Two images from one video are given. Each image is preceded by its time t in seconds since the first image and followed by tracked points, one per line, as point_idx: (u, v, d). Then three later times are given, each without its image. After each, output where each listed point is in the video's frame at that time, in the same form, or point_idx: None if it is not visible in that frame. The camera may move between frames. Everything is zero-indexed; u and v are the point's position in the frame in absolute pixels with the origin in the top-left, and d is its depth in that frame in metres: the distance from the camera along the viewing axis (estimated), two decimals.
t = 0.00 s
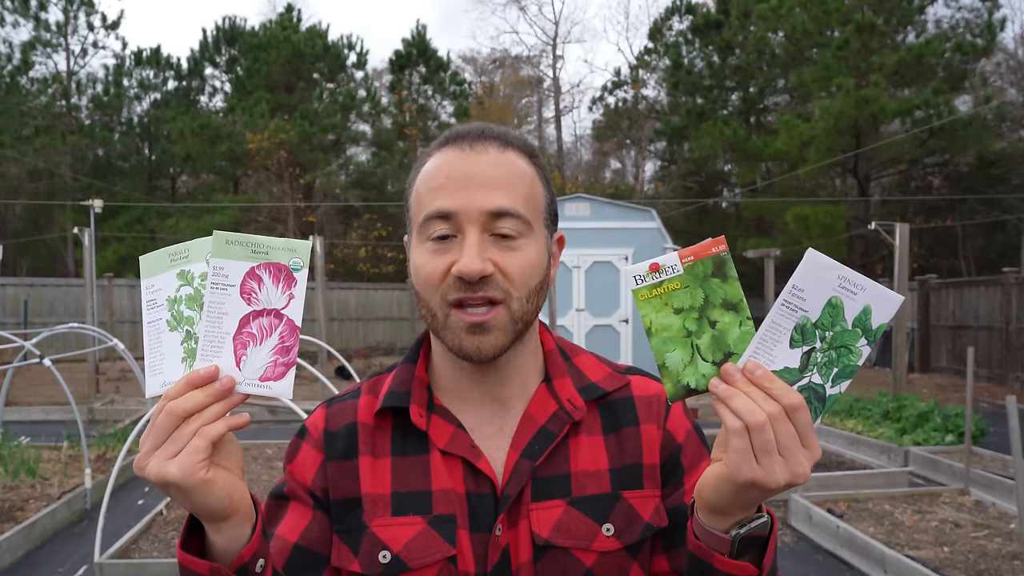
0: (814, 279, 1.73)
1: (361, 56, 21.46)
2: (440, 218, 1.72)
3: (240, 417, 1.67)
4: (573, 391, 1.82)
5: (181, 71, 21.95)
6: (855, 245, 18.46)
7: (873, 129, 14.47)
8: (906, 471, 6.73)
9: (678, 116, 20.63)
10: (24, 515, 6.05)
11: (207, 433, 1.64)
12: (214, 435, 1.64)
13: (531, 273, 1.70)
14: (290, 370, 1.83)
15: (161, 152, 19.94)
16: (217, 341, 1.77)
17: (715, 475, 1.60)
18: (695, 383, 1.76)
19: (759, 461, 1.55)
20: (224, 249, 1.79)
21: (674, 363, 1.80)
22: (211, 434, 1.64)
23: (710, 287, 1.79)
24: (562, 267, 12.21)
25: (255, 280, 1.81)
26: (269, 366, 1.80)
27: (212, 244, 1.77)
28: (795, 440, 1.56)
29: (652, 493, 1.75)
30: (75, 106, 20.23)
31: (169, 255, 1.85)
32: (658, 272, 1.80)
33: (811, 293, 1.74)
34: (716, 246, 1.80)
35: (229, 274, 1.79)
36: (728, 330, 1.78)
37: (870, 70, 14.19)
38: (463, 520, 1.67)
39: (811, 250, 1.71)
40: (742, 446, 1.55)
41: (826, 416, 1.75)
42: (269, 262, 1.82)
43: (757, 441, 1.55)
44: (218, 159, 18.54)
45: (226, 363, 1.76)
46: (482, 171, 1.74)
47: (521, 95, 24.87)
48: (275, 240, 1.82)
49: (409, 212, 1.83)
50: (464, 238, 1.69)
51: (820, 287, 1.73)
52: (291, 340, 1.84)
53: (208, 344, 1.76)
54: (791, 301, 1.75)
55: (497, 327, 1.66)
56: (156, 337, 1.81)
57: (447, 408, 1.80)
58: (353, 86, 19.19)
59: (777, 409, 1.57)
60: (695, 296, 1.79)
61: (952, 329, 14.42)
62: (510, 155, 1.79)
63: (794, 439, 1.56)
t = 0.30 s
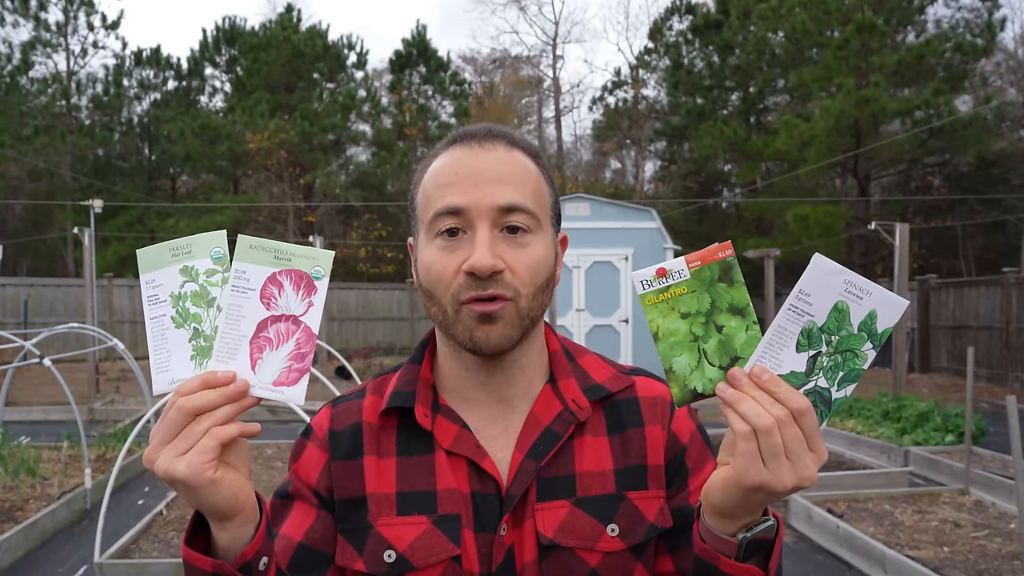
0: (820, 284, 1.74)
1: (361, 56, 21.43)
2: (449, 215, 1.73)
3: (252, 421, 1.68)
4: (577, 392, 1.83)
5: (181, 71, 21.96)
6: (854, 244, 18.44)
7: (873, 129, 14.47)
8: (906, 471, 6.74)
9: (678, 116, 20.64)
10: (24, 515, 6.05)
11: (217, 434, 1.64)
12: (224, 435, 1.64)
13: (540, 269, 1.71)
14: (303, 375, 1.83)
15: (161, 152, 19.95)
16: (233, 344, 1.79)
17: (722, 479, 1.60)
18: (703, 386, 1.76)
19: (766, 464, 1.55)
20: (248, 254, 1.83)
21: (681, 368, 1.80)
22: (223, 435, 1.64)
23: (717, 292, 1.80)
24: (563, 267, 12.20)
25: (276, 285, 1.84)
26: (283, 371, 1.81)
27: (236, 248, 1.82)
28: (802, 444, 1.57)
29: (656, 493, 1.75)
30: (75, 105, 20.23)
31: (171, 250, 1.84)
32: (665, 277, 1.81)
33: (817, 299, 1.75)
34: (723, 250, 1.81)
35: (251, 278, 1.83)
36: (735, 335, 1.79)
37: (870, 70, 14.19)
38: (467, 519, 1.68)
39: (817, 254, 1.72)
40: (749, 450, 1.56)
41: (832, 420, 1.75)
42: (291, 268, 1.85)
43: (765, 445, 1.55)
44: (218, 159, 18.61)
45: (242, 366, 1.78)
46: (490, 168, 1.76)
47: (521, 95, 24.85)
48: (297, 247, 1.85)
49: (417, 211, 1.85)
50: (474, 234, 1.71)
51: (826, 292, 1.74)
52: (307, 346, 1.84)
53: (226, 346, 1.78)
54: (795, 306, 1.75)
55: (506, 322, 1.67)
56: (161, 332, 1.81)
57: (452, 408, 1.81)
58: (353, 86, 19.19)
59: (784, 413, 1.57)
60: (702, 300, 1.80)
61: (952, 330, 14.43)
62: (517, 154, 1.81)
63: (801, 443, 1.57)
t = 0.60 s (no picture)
0: (824, 282, 1.75)
1: (361, 56, 21.42)
2: (452, 216, 1.73)
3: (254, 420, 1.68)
4: (580, 392, 1.83)
5: (181, 71, 21.96)
6: (854, 244, 18.41)
7: (873, 129, 14.47)
8: (906, 471, 6.74)
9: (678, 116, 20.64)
10: (24, 515, 6.06)
11: (220, 431, 1.64)
12: (228, 434, 1.65)
13: (544, 270, 1.71)
14: (308, 375, 1.82)
15: (161, 152, 19.98)
16: (239, 344, 1.80)
17: (728, 476, 1.61)
18: (709, 386, 1.77)
19: (773, 462, 1.56)
20: (255, 254, 1.84)
21: (686, 367, 1.81)
22: (226, 433, 1.65)
23: (722, 290, 1.80)
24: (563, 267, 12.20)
25: (282, 286, 1.85)
26: (288, 371, 1.81)
27: (243, 249, 1.82)
28: (808, 442, 1.58)
29: (659, 493, 1.76)
30: (75, 106, 20.23)
31: (168, 249, 1.84)
32: (670, 276, 1.82)
33: (820, 297, 1.75)
34: (728, 249, 1.80)
35: (257, 279, 1.83)
36: (739, 333, 1.80)
37: (870, 70, 14.18)
38: (471, 519, 1.68)
39: (820, 252, 1.72)
40: (756, 447, 1.56)
41: (837, 417, 1.75)
42: (297, 270, 1.86)
43: (772, 442, 1.56)
44: (218, 159, 18.62)
45: (247, 366, 1.79)
46: (493, 169, 1.77)
47: (521, 95, 24.82)
48: (304, 249, 1.86)
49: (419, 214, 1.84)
50: (477, 235, 1.71)
51: (829, 290, 1.75)
52: (312, 347, 1.84)
53: (231, 346, 1.79)
54: (799, 304, 1.76)
55: (511, 323, 1.67)
56: (161, 331, 1.81)
57: (454, 408, 1.81)
58: (353, 86, 19.20)
59: (789, 410, 1.58)
60: (706, 299, 1.81)
61: (952, 330, 14.43)
62: (519, 155, 1.82)
63: (807, 440, 1.58)
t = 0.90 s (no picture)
0: (821, 283, 1.75)
1: (361, 56, 21.42)
2: (453, 214, 1.74)
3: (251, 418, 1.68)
4: (579, 392, 1.84)
5: (181, 70, 21.97)
6: (854, 245, 18.39)
7: (873, 129, 14.46)
8: (906, 471, 6.74)
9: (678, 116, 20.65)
10: (24, 515, 6.06)
11: (217, 430, 1.64)
12: (224, 432, 1.65)
13: (544, 268, 1.72)
14: (305, 374, 1.82)
15: (161, 152, 20.01)
16: (238, 344, 1.80)
17: (728, 475, 1.61)
18: (709, 386, 1.77)
19: (774, 460, 1.56)
20: (255, 255, 1.84)
21: (687, 367, 1.81)
22: (222, 431, 1.65)
23: (721, 291, 1.81)
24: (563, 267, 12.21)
25: (281, 287, 1.85)
26: (286, 371, 1.81)
27: (242, 250, 1.82)
28: (807, 440, 1.58)
29: (658, 492, 1.76)
30: (75, 106, 20.23)
31: (168, 248, 1.85)
32: (670, 277, 1.82)
33: (818, 296, 1.75)
34: (727, 250, 1.81)
35: (256, 279, 1.84)
36: (739, 333, 1.80)
37: (870, 70, 14.18)
38: (470, 518, 1.69)
39: (818, 254, 1.72)
40: (756, 446, 1.57)
41: (834, 415, 1.76)
42: (296, 270, 1.86)
43: (773, 441, 1.56)
44: (218, 159, 18.64)
45: (245, 366, 1.79)
46: (495, 169, 1.77)
47: (521, 95, 24.79)
48: (303, 249, 1.87)
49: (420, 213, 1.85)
50: (478, 232, 1.72)
51: (827, 290, 1.75)
52: (310, 347, 1.84)
53: (230, 345, 1.79)
54: (797, 304, 1.76)
55: (511, 321, 1.67)
56: (160, 330, 1.81)
57: (454, 408, 1.82)
58: (353, 86, 19.20)
59: (789, 409, 1.59)
60: (706, 300, 1.81)
61: (952, 330, 14.43)
62: (521, 155, 1.82)
63: (806, 438, 1.59)
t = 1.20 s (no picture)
0: (824, 274, 1.75)
1: (361, 56, 21.40)
2: (456, 205, 1.74)
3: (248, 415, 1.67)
4: (580, 388, 1.84)
5: (181, 71, 21.97)
6: (855, 245, 18.33)
7: (873, 129, 14.45)
8: (906, 471, 6.74)
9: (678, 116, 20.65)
10: (24, 515, 6.06)
11: (215, 425, 1.63)
12: (221, 428, 1.63)
13: (545, 260, 1.71)
14: (301, 370, 1.82)
15: (161, 152, 20.03)
16: (234, 339, 1.79)
17: (737, 468, 1.60)
18: (715, 379, 1.77)
19: (781, 452, 1.56)
20: (250, 251, 1.84)
21: (693, 360, 1.81)
22: (219, 428, 1.63)
23: (726, 285, 1.80)
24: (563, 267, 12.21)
25: (277, 282, 1.85)
26: (282, 365, 1.80)
27: (237, 246, 1.82)
28: (814, 431, 1.58)
29: (660, 488, 1.76)
30: (75, 106, 20.22)
31: (163, 247, 1.85)
32: (676, 271, 1.82)
33: (822, 288, 1.75)
34: (731, 244, 1.82)
35: (252, 275, 1.83)
36: (745, 326, 1.80)
37: (870, 70, 14.17)
38: (470, 513, 1.68)
39: (822, 245, 1.73)
40: (765, 439, 1.56)
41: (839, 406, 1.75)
42: (292, 266, 1.86)
43: (781, 433, 1.56)
44: (218, 159, 18.65)
45: (242, 361, 1.77)
46: (498, 162, 1.78)
47: (521, 95, 24.76)
48: (299, 244, 1.86)
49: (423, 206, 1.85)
50: (481, 223, 1.72)
51: (830, 281, 1.75)
52: (305, 342, 1.84)
53: (226, 341, 1.77)
54: (802, 296, 1.76)
55: (513, 312, 1.66)
56: (156, 327, 1.79)
57: (454, 404, 1.81)
58: (353, 87, 19.20)
59: (797, 400, 1.58)
60: (711, 292, 1.81)
61: (952, 330, 14.43)
62: (523, 150, 1.83)
63: (813, 430, 1.58)
